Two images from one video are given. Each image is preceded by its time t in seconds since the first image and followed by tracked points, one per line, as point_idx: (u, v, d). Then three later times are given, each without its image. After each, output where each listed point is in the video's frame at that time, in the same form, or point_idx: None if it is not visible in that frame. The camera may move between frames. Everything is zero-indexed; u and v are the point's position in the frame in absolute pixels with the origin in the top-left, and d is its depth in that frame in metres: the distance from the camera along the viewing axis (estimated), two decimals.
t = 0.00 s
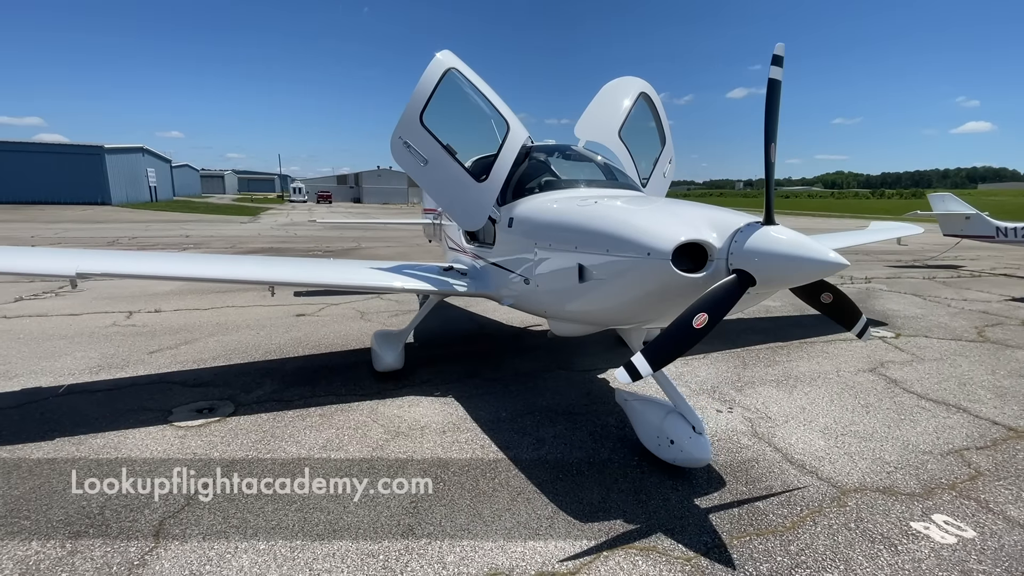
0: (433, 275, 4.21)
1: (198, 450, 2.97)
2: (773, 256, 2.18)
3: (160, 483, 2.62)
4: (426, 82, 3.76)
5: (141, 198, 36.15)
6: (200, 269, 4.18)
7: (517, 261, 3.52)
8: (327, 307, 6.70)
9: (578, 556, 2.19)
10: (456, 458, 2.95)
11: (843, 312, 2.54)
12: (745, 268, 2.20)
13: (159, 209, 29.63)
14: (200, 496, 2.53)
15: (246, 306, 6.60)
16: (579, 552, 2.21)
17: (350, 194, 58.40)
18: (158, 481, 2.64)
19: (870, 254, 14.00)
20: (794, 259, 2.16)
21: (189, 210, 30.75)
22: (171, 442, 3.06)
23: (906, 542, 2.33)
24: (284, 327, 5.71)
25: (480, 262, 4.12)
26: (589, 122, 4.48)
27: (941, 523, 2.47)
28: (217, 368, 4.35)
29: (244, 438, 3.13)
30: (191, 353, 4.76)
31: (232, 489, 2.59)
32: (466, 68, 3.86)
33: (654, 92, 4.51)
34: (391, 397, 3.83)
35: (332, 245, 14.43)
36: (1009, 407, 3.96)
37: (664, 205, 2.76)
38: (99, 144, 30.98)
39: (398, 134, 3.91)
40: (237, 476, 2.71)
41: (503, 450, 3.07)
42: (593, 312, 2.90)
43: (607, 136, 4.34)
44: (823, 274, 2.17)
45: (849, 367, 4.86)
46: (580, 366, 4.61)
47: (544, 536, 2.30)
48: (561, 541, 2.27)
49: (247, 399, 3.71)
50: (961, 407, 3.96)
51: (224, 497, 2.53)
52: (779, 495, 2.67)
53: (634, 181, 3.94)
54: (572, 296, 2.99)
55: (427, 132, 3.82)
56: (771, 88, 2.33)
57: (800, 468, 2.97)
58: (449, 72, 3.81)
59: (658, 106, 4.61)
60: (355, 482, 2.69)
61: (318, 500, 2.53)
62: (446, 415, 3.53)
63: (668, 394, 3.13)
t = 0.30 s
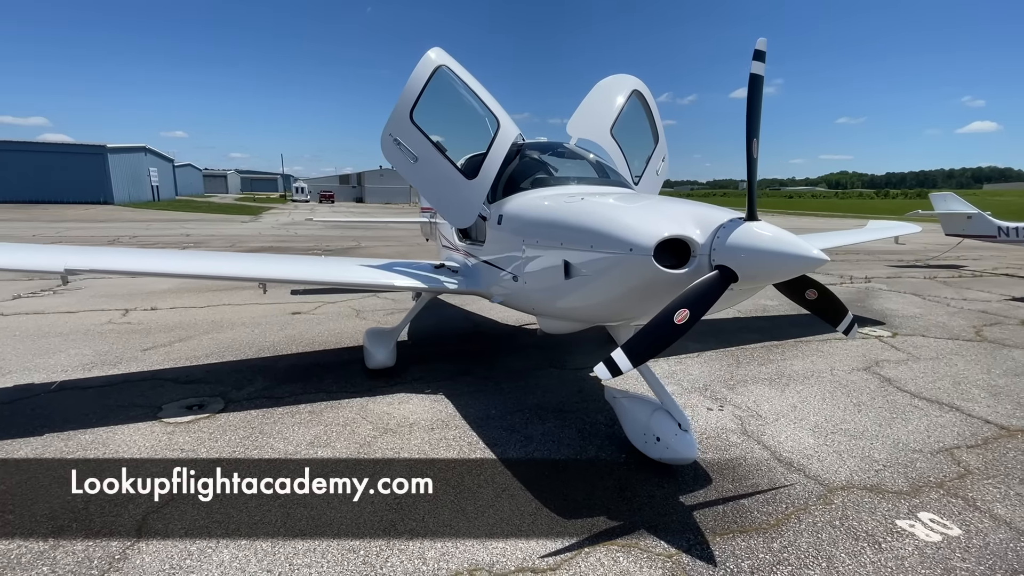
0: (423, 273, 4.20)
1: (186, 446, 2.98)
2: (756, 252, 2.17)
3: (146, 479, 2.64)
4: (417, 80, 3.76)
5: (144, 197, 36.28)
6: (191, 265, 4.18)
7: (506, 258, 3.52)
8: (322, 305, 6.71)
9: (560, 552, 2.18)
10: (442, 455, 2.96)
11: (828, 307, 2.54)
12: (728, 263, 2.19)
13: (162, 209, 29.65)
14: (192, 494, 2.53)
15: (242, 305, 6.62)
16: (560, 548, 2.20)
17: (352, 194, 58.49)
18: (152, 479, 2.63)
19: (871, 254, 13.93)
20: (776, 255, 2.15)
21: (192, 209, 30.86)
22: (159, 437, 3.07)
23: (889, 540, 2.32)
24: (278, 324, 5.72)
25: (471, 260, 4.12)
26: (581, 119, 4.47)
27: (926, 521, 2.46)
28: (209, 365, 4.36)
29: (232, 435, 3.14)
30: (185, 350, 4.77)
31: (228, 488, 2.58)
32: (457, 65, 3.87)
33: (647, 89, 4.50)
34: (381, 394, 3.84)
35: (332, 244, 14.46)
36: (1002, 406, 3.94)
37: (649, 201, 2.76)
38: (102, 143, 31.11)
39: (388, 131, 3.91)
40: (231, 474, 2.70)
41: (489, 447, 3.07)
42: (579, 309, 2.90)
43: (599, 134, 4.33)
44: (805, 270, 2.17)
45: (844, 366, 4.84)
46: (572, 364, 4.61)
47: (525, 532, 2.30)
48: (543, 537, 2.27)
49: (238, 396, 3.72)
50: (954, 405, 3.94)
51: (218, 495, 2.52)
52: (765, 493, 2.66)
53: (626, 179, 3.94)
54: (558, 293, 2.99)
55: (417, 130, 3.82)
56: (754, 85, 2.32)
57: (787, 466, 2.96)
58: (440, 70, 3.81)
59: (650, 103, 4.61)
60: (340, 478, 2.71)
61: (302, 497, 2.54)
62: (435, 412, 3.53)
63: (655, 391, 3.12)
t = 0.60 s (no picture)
0: (407, 273, 4.13)
1: (158, 450, 2.91)
2: (736, 250, 2.13)
3: (114, 484, 2.57)
4: (399, 76, 3.70)
5: (135, 196, 35.96)
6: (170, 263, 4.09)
7: (489, 257, 3.47)
8: (309, 305, 6.63)
9: (537, 557, 2.13)
10: (422, 457, 2.90)
11: (811, 306, 2.50)
12: (707, 262, 2.15)
13: (153, 208, 29.40)
14: (181, 495, 2.49)
15: (228, 305, 6.52)
16: (537, 554, 2.15)
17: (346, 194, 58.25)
18: (145, 480, 2.60)
19: (862, 254, 13.97)
20: (756, 253, 2.12)
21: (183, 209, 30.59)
22: (131, 441, 3.00)
23: (872, 543, 2.28)
24: (263, 325, 5.64)
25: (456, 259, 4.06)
26: (567, 117, 4.43)
27: (910, 524, 2.42)
28: (188, 367, 4.28)
29: (207, 438, 3.07)
30: (165, 351, 4.68)
31: (221, 488, 2.55)
32: (440, 62, 3.82)
33: (634, 87, 4.47)
34: (363, 395, 3.77)
35: (323, 244, 14.35)
36: (988, 406, 3.93)
37: (630, 199, 2.72)
38: (92, 143, 30.82)
39: (369, 128, 3.85)
40: (226, 474, 2.67)
41: (470, 449, 3.02)
42: (560, 309, 2.85)
43: (585, 132, 4.29)
44: (786, 268, 2.14)
45: (832, 366, 4.82)
46: (559, 365, 4.56)
47: (502, 537, 2.25)
48: (520, 542, 2.21)
49: (216, 398, 3.65)
50: (940, 405, 3.92)
51: (210, 495, 2.50)
52: (749, 495, 2.62)
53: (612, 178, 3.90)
54: (539, 293, 2.95)
55: (398, 127, 3.76)
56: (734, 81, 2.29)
57: (772, 468, 2.92)
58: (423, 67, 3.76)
59: (638, 101, 4.57)
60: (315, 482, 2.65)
61: (275, 502, 2.47)
62: (417, 414, 3.48)
63: (638, 392, 3.07)
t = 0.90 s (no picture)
0: (379, 277, 4.04)
1: (111, 463, 2.79)
2: (702, 256, 2.08)
3: (60, 501, 2.44)
4: (368, 75, 3.63)
5: (113, 196, 35.21)
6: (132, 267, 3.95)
7: (461, 261, 3.39)
8: (285, 309, 6.49)
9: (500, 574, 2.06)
10: (388, 468, 2.81)
11: (782, 311, 2.47)
12: (674, 267, 2.10)
13: (133, 209, 28.83)
14: (182, 494, 2.55)
15: (201, 309, 6.36)
16: (500, 570, 2.08)
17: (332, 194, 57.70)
18: (146, 480, 2.64)
19: (843, 254, 14.13)
20: (723, 259, 2.07)
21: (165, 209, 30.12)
22: (84, 454, 2.87)
23: (842, 553, 2.25)
24: (235, 330, 5.49)
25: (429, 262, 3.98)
26: (543, 118, 4.37)
27: (881, 532, 2.40)
28: (153, 374, 4.14)
29: (164, 450, 2.95)
30: (130, 358, 4.53)
31: (221, 488, 2.60)
32: (411, 61, 3.74)
33: (610, 88, 4.42)
34: (333, 403, 3.67)
35: (305, 245, 14.14)
36: (961, 408, 3.94)
37: (599, 203, 2.67)
38: (69, 141, 30.10)
39: (339, 128, 3.78)
40: (226, 474, 2.72)
41: (439, 459, 2.94)
42: (529, 315, 2.79)
43: (561, 133, 4.23)
44: (752, 274, 2.09)
45: (810, 369, 4.82)
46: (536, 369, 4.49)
47: (465, 553, 2.17)
48: (482, 558, 2.14)
49: (178, 407, 3.52)
50: (914, 408, 3.93)
51: (210, 495, 2.55)
52: (720, 504, 2.58)
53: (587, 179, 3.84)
54: (508, 298, 2.88)
55: (368, 127, 3.69)
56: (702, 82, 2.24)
57: (745, 475, 2.88)
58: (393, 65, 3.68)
59: (614, 102, 4.52)
60: (274, 497, 2.55)
61: (230, 519, 2.37)
62: (386, 423, 3.38)
63: (611, 399, 3.02)
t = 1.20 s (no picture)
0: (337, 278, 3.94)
1: (43, 477, 2.64)
2: (647, 256, 2.07)
3: None
4: (322, 72, 3.54)
5: (75, 196, 33.90)
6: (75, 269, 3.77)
7: (417, 262, 3.34)
8: (247, 312, 6.31)
9: None
10: (338, 476, 2.73)
11: (731, 312, 2.48)
12: (620, 268, 2.09)
13: (95, 209, 27.79)
14: (183, 494, 2.55)
15: (157, 313, 6.12)
16: None
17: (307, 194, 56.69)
18: (146, 479, 2.64)
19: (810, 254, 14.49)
20: (668, 259, 2.06)
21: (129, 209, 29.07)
22: (13, 468, 2.71)
23: (790, 551, 2.27)
24: (192, 334, 5.31)
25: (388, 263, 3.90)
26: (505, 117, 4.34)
27: (828, 528, 2.43)
28: (99, 382, 3.96)
29: (102, 461, 2.81)
30: (76, 364, 4.32)
31: (221, 488, 2.60)
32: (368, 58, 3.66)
33: (572, 88, 4.42)
34: (287, 409, 3.56)
35: (274, 247, 13.81)
36: (912, 404, 4.05)
37: (551, 203, 2.65)
38: (26, 138, 28.87)
39: (292, 126, 3.68)
40: (226, 474, 2.71)
41: (392, 464, 2.87)
42: (482, 316, 2.75)
43: (522, 133, 4.21)
44: (697, 274, 2.09)
45: (770, 367, 4.89)
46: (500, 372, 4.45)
47: (411, 562, 2.11)
48: (428, 567, 2.08)
49: (122, 416, 3.37)
50: (868, 405, 4.01)
51: (210, 495, 2.54)
52: (674, 505, 2.58)
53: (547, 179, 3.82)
54: (462, 299, 2.84)
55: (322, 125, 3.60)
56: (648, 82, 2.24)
57: (700, 475, 2.89)
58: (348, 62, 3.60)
59: (576, 102, 4.53)
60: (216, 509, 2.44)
61: (166, 534, 2.26)
62: (342, 428, 3.29)
63: (567, 401, 3.00)
